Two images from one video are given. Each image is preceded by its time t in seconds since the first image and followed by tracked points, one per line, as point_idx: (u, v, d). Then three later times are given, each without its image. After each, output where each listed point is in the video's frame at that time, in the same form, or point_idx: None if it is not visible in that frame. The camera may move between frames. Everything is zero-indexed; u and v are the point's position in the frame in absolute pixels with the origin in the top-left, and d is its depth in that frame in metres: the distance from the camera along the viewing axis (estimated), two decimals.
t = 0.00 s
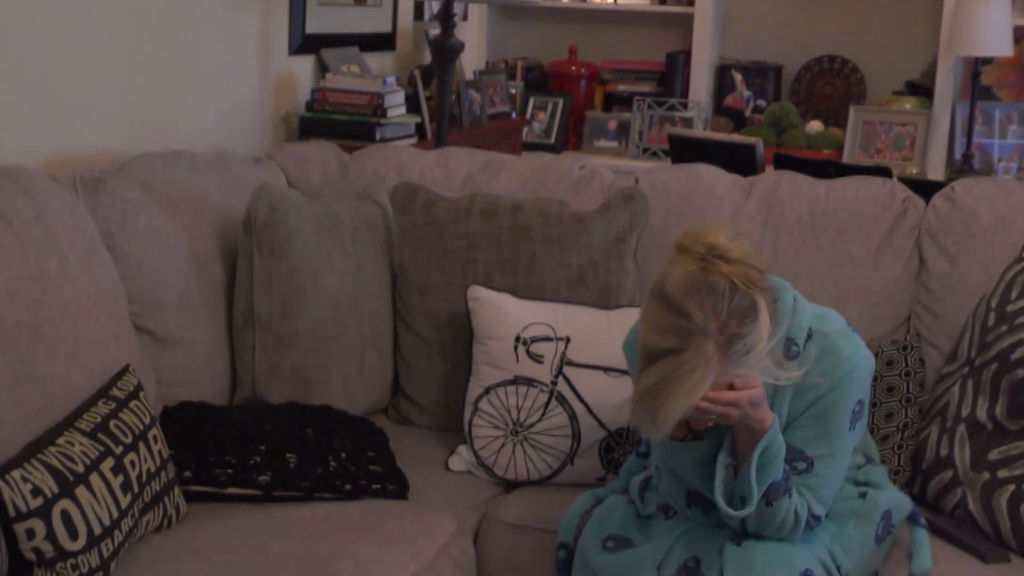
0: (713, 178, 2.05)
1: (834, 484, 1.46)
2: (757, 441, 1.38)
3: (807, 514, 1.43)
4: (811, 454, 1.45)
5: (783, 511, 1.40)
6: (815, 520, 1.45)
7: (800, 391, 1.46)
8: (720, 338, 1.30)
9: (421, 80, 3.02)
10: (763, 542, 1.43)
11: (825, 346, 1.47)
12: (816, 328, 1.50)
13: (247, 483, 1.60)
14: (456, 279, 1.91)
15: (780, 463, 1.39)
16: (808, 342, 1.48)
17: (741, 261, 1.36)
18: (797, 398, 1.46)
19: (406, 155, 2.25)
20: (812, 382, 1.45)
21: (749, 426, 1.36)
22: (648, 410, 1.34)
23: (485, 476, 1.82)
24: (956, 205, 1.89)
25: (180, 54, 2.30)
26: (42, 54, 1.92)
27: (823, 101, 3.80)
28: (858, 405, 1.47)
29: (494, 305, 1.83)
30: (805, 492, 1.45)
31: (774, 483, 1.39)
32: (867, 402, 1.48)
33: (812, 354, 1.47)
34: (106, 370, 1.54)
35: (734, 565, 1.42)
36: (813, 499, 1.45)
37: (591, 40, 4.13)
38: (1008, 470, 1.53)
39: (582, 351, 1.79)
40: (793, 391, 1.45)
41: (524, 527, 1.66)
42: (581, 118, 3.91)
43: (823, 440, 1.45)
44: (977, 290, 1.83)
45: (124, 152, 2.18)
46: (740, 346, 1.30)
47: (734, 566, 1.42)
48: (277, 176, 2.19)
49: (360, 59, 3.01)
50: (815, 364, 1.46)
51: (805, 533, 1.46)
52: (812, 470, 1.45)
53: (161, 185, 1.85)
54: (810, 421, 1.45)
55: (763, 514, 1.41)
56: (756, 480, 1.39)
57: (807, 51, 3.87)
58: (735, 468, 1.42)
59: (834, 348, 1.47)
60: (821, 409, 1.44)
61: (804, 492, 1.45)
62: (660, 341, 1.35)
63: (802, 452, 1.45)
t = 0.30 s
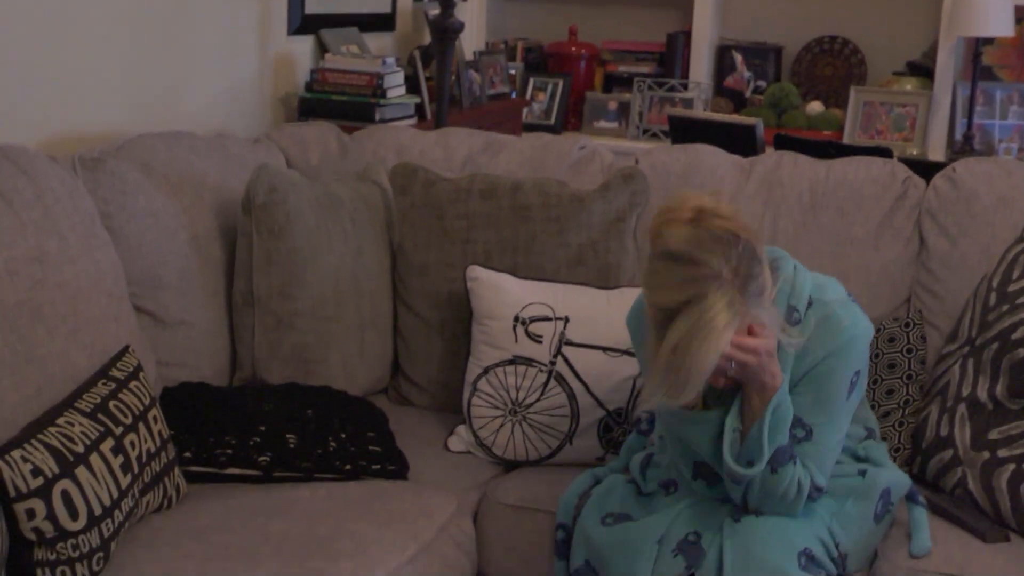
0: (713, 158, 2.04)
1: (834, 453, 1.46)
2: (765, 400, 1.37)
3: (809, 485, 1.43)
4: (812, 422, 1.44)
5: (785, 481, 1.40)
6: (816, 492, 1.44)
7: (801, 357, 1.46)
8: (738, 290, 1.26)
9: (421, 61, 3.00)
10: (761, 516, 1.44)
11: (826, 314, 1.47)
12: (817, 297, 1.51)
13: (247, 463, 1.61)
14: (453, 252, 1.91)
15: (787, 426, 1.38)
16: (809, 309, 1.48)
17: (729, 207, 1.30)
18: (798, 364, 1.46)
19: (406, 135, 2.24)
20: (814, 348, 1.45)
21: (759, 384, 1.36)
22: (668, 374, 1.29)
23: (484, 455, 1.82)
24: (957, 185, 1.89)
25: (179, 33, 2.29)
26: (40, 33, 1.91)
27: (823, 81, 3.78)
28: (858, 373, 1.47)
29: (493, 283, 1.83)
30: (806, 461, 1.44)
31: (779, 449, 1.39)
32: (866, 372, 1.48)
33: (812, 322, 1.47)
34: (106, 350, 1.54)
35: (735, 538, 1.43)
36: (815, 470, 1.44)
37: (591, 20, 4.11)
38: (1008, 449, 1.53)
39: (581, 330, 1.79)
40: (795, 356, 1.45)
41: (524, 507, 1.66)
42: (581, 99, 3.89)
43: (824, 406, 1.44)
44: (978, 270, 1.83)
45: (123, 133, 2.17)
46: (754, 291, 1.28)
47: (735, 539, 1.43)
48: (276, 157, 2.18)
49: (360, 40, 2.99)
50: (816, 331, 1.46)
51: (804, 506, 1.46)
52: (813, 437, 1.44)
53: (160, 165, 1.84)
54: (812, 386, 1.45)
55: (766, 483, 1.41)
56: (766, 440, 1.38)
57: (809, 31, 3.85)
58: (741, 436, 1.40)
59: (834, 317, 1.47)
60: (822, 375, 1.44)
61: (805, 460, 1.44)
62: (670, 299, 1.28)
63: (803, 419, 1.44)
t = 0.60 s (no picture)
0: (714, 138, 2.03)
1: (832, 417, 1.49)
2: (753, 350, 1.45)
3: (803, 446, 1.45)
4: (809, 384, 1.47)
5: (778, 440, 1.43)
6: (811, 454, 1.47)
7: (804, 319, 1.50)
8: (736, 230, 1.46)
9: (421, 39, 2.99)
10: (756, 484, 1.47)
11: (833, 279, 1.50)
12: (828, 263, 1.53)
13: (247, 442, 1.61)
14: (455, 248, 1.92)
15: (774, 380, 1.44)
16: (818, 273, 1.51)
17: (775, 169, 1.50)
18: (801, 326, 1.49)
19: (406, 115, 2.23)
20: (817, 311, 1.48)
21: (745, 334, 1.46)
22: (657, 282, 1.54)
23: (488, 438, 1.82)
24: (957, 165, 1.88)
25: (179, 10, 2.28)
26: (41, 10, 1.90)
27: (824, 61, 3.71)
28: (861, 340, 1.49)
29: (496, 281, 1.82)
30: (801, 422, 1.47)
31: (770, 406, 1.44)
32: (871, 340, 1.50)
33: (818, 285, 1.50)
34: (107, 329, 1.54)
35: (731, 505, 1.44)
36: (812, 434, 1.47)
37: None
38: (1005, 432, 1.54)
39: (582, 310, 1.79)
40: (798, 318, 1.49)
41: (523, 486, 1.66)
42: (581, 78, 3.87)
43: (822, 369, 1.47)
44: (977, 252, 1.83)
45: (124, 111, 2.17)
46: (755, 239, 1.47)
47: (731, 500, 1.45)
48: (276, 135, 2.18)
49: (359, 18, 2.97)
50: (820, 294, 1.49)
51: (800, 473, 1.50)
52: (809, 399, 1.47)
53: (161, 143, 1.84)
54: (811, 348, 1.48)
55: (760, 442, 1.44)
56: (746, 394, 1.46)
57: (810, 10, 3.81)
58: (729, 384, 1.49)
59: (840, 283, 1.49)
60: (822, 338, 1.48)
61: (801, 422, 1.47)
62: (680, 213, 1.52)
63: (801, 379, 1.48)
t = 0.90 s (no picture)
0: (714, 116, 2.03)
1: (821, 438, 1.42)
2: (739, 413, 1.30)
3: (796, 472, 1.39)
4: (798, 413, 1.38)
5: (771, 472, 1.35)
6: (805, 477, 1.42)
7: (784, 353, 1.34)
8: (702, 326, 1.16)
9: (421, 17, 2.98)
10: (755, 502, 1.39)
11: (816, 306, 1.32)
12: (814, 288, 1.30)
13: (247, 420, 1.62)
14: (459, 246, 1.89)
15: (765, 429, 1.32)
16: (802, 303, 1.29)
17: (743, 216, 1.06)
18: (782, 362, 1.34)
19: (406, 93, 2.23)
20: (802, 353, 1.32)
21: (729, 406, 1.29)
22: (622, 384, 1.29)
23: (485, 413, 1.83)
24: (959, 141, 1.89)
25: None
26: None
27: (823, 41, 3.67)
28: (845, 360, 1.39)
29: (496, 280, 1.81)
30: (792, 449, 1.40)
31: (761, 447, 1.33)
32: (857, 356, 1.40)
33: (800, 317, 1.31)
34: (106, 309, 1.54)
35: (730, 526, 1.38)
36: (803, 456, 1.41)
37: None
38: (1008, 405, 1.53)
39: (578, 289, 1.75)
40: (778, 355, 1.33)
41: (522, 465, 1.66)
42: (581, 57, 3.86)
43: (809, 399, 1.37)
44: (978, 228, 1.83)
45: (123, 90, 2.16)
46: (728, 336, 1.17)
47: (726, 521, 1.39)
48: (275, 113, 2.17)
49: None
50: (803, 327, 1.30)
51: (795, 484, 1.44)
52: (799, 427, 1.39)
53: (160, 122, 1.83)
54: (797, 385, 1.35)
55: (750, 476, 1.36)
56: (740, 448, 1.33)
57: None
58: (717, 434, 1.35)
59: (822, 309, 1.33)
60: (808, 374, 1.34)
61: (792, 450, 1.40)
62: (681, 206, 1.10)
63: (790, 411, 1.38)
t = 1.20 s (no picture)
0: (715, 94, 2.02)
1: (824, 436, 1.41)
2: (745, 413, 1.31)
3: (797, 470, 1.38)
4: (800, 413, 1.38)
5: (773, 469, 1.35)
6: (805, 474, 1.40)
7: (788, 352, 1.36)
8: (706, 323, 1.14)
9: None
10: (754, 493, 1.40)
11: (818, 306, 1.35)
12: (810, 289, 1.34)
13: (244, 398, 1.62)
14: (461, 243, 1.86)
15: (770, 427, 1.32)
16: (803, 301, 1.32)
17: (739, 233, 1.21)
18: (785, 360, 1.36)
19: (405, 71, 2.22)
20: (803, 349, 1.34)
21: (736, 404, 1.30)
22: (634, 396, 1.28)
23: (483, 390, 1.79)
24: (959, 118, 1.88)
25: None
26: None
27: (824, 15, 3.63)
28: (851, 362, 1.38)
29: (496, 281, 1.79)
30: (795, 448, 1.39)
31: (766, 446, 1.33)
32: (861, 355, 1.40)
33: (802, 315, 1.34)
34: (105, 287, 1.54)
35: (728, 517, 1.39)
36: (804, 454, 1.39)
37: None
38: (1009, 382, 1.53)
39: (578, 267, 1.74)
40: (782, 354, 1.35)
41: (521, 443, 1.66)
42: (580, 35, 3.84)
43: (813, 399, 1.37)
44: (979, 206, 1.82)
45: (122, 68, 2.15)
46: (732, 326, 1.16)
47: (724, 512, 1.39)
48: (274, 91, 2.16)
49: None
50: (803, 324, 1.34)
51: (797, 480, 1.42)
52: (802, 427, 1.38)
53: (159, 100, 1.82)
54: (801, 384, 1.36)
55: (753, 473, 1.36)
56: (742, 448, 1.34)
57: None
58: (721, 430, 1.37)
59: (826, 309, 1.35)
60: (812, 373, 1.35)
61: (795, 450, 1.39)
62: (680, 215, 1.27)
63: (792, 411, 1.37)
